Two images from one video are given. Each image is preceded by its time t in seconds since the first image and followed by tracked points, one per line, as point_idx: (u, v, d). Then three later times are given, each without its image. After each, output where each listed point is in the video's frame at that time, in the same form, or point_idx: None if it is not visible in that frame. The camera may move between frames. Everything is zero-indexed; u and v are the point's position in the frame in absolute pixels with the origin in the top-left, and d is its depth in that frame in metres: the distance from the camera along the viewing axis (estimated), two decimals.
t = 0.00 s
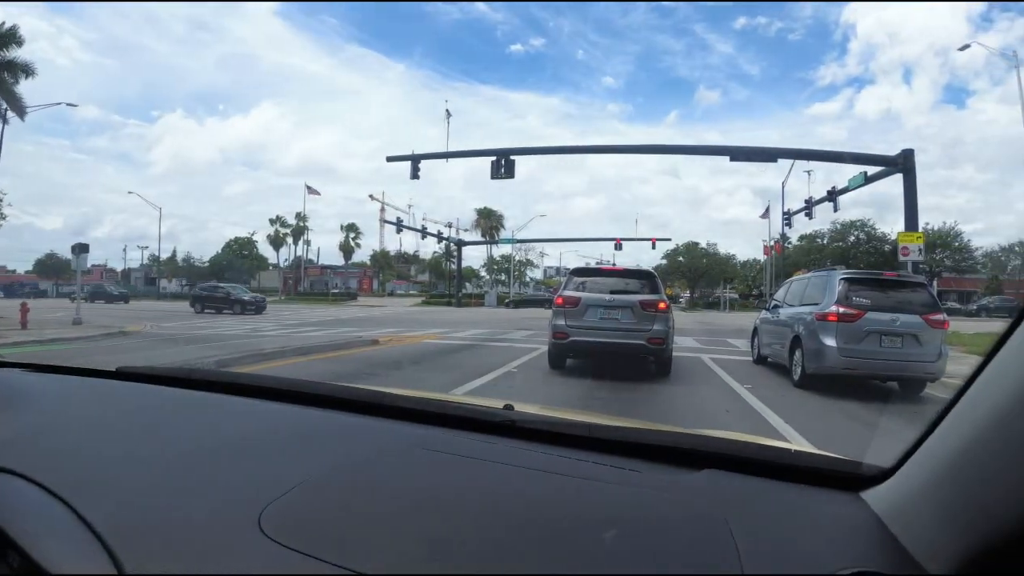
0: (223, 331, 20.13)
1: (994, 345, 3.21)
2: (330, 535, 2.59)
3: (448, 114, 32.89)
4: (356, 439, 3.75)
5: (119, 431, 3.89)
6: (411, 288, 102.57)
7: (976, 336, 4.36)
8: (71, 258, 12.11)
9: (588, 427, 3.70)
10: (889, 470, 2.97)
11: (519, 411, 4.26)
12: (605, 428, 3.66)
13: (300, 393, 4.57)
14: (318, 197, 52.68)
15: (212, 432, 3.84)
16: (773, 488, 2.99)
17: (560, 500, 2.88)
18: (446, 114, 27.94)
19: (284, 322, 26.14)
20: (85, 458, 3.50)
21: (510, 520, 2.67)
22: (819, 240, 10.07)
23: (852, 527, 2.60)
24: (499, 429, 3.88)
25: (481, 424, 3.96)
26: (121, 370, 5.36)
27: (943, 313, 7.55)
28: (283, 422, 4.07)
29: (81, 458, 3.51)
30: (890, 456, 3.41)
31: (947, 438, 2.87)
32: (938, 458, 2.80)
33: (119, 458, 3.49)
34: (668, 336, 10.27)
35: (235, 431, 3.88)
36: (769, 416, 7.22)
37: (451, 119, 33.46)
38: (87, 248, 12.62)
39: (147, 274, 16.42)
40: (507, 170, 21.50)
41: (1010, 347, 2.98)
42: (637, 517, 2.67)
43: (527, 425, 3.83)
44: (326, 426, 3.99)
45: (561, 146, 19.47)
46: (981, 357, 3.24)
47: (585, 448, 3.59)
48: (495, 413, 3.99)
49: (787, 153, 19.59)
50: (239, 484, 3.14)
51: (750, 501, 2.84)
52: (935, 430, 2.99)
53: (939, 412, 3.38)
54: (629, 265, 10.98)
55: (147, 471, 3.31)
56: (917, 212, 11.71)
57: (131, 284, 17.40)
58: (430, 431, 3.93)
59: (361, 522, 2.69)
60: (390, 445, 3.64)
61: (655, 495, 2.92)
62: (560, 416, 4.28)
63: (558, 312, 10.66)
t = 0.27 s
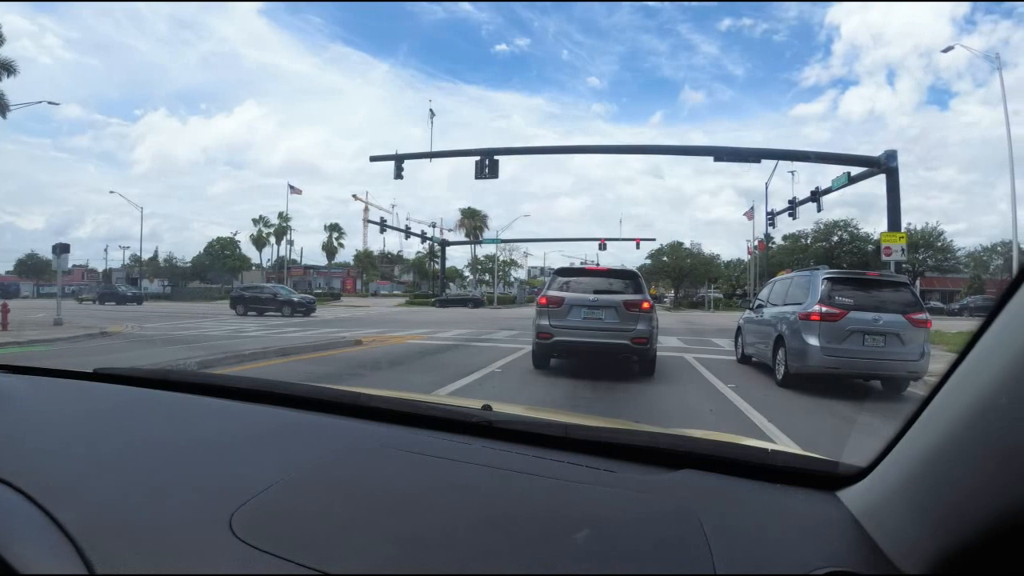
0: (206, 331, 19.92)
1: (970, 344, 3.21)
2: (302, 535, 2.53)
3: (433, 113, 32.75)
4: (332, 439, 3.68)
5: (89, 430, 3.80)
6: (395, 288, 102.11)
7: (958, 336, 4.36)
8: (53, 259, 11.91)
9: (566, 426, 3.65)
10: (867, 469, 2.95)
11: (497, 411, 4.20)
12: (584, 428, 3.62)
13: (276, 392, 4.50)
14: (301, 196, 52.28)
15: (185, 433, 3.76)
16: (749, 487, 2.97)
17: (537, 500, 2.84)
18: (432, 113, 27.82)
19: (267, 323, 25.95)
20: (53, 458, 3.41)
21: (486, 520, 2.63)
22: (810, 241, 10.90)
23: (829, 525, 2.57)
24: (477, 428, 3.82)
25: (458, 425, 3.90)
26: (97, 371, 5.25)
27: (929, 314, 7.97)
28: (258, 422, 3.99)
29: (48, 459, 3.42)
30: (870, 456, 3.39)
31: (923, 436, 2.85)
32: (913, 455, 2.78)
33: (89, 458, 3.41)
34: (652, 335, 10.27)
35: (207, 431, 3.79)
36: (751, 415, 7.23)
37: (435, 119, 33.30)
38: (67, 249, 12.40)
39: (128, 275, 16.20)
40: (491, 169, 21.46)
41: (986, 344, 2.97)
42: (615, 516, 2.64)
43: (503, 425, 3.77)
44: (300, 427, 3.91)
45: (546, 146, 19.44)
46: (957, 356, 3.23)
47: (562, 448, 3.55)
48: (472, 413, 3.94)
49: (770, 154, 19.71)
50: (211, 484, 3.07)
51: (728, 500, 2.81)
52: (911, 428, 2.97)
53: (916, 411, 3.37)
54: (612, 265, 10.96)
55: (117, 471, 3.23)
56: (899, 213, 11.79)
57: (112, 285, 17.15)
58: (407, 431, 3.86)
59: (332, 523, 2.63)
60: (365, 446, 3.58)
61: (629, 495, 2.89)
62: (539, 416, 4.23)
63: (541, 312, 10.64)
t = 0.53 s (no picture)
0: (195, 332, 19.79)
1: (956, 342, 3.22)
2: (288, 536, 2.51)
3: (424, 112, 32.67)
4: (319, 440, 3.65)
5: (72, 430, 3.76)
6: (386, 288, 101.87)
7: (949, 336, 4.38)
8: (42, 259, 11.80)
9: (554, 426, 3.64)
10: (854, 469, 2.95)
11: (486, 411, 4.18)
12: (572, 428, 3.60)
13: (263, 393, 4.47)
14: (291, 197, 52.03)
15: (170, 433, 3.72)
16: (737, 487, 2.96)
17: (525, 501, 2.83)
18: (423, 112, 27.74)
19: (257, 323, 25.81)
20: (36, 459, 3.37)
21: (473, 521, 2.61)
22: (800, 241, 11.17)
23: (816, 525, 2.57)
24: (465, 428, 3.80)
25: (446, 425, 3.87)
26: (82, 372, 5.19)
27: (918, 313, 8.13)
28: (244, 423, 3.95)
29: (31, 459, 3.38)
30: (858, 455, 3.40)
31: (911, 436, 2.85)
32: (901, 455, 2.78)
33: (72, 458, 3.37)
34: (643, 335, 10.28)
35: (193, 432, 3.76)
36: (742, 414, 7.24)
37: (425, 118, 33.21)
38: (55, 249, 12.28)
39: (116, 275, 16.06)
40: (482, 169, 21.43)
41: (973, 343, 2.98)
42: (603, 516, 2.63)
43: (491, 425, 3.75)
44: (286, 427, 3.88)
45: (538, 146, 19.42)
46: (943, 355, 3.24)
47: (551, 449, 3.53)
48: (461, 413, 3.92)
49: (760, 154, 19.78)
50: (196, 485, 3.04)
51: (716, 501, 2.80)
52: (898, 428, 2.98)
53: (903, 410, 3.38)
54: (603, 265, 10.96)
55: (100, 471, 3.20)
56: (888, 213, 11.85)
57: (101, 285, 17.02)
58: (394, 432, 3.83)
59: (318, 524, 2.60)
60: (352, 446, 3.55)
61: (617, 495, 2.88)
62: (528, 416, 4.21)
63: (532, 312, 10.62)
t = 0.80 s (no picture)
0: (190, 332, 19.74)
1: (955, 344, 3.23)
2: (290, 536, 2.50)
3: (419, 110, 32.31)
4: (317, 440, 3.64)
5: (70, 431, 3.75)
6: (383, 288, 101.78)
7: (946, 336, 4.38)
8: (38, 260, 11.75)
9: (555, 426, 3.63)
10: (854, 468, 2.95)
11: (485, 411, 4.17)
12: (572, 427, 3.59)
13: (262, 393, 4.45)
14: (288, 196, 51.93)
15: (169, 433, 3.71)
16: (737, 486, 2.96)
17: (524, 501, 2.82)
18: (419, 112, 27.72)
19: (253, 323, 25.76)
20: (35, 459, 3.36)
21: (476, 522, 2.60)
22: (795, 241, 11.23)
23: (818, 525, 2.57)
24: (464, 428, 3.80)
25: (444, 425, 3.87)
26: (80, 372, 5.17)
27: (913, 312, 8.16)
28: (242, 423, 3.95)
29: (28, 460, 3.36)
30: (857, 454, 3.39)
31: (910, 434, 2.85)
32: (901, 454, 2.78)
33: (69, 459, 3.36)
34: (640, 335, 10.29)
35: (190, 432, 3.75)
36: (740, 414, 7.24)
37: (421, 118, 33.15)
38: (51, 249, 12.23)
39: (112, 275, 16.01)
40: (479, 169, 21.41)
41: (973, 345, 2.99)
42: (605, 516, 2.63)
43: (490, 425, 3.75)
44: (284, 427, 3.87)
45: (535, 146, 19.39)
46: (943, 356, 3.23)
47: (550, 448, 3.53)
48: (460, 413, 3.92)
49: (757, 154, 19.81)
50: (194, 484, 3.03)
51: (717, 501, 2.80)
52: (897, 428, 2.98)
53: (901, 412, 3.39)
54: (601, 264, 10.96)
55: (98, 471, 3.19)
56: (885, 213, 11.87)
57: (96, 284, 16.96)
58: (394, 432, 3.82)
59: (317, 524, 2.60)
60: (350, 446, 3.54)
61: (617, 495, 2.88)
62: (527, 416, 4.20)
63: (529, 311, 10.62)
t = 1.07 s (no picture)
0: (189, 332, 19.73)
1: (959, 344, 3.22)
2: (292, 537, 2.50)
3: (418, 110, 32.29)
4: (319, 440, 3.64)
5: (70, 431, 3.75)
6: (382, 288, 101.77)
7: (947, 336, 4.37)
8: (38, 259, 11.75)
9: (558, 426, 3.63)
10: (858, 468, 2.95)
11: (486, 411, 4.17)
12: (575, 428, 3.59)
13: (262, 393, 4.45)
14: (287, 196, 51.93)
15: (169, 433, 3.71)
16: (740, 486, 2.96)
17: (526, 501, 2.82)
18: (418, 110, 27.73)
19: (252, 323, 25.73)
20: (36, 460, 3.35)
21: (478, 523, 2.59)
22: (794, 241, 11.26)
23: (822, 525, 2.56)
24: (466, 428, 3.79)
25: (446, 426, 3.86)
26: (79, 372, 5.16)
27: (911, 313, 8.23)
28: (244, 423, 3.94)
29: (29, 460, 3.35)
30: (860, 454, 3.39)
31: (915, 433, 2.84)
32: (906, 453, 2.77)
33: (70, 459, 3.35)
34: (640, 335, 10.29)
35: (191, 432, 3.75)
36: (739, 414, 7.24)
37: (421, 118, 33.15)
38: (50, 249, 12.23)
39: (112, 275, 16.00)
40: (478, 169, 21.42)
41: (978, 344, 2.98)
42: (608, 517, 2.62)
43: (492, 425, 3.74)
44: (285, 427, 3.87)
45: (534, 145, 19.38)
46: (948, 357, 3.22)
47: (553, 448, 3.52)
48: (462, 413, 3.91)
49: (756, 154, 19.82)
50: (196, 485, 3.03)
51: (720, 501, 2.79)
52: (901, 427, 2.97)
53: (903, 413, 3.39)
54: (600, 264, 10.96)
55: (99, 471, 3.18)
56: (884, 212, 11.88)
57: (95, 284, 16.93)
58: (396, 432, 3.82)
59: (319, 525, 2.59)
60: (351, 447, 3.54)
61: (619, 495, 2.88)
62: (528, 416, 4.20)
63: (529, 311, 10.61)
